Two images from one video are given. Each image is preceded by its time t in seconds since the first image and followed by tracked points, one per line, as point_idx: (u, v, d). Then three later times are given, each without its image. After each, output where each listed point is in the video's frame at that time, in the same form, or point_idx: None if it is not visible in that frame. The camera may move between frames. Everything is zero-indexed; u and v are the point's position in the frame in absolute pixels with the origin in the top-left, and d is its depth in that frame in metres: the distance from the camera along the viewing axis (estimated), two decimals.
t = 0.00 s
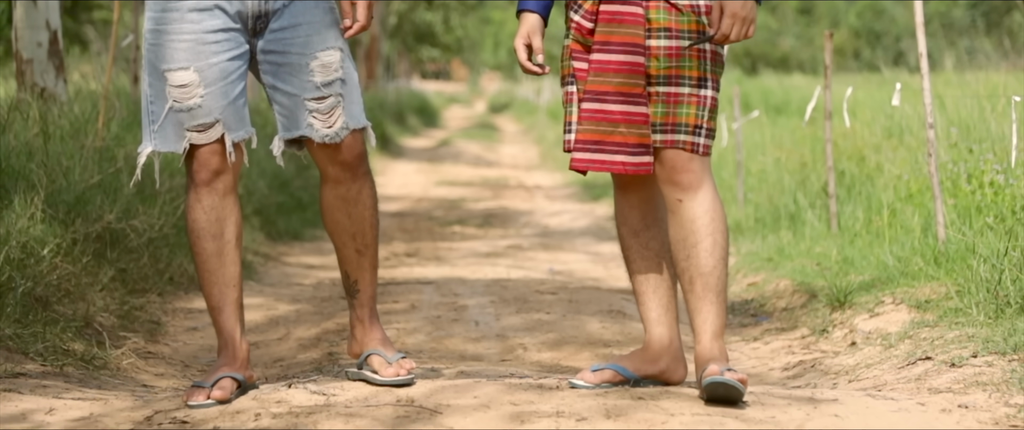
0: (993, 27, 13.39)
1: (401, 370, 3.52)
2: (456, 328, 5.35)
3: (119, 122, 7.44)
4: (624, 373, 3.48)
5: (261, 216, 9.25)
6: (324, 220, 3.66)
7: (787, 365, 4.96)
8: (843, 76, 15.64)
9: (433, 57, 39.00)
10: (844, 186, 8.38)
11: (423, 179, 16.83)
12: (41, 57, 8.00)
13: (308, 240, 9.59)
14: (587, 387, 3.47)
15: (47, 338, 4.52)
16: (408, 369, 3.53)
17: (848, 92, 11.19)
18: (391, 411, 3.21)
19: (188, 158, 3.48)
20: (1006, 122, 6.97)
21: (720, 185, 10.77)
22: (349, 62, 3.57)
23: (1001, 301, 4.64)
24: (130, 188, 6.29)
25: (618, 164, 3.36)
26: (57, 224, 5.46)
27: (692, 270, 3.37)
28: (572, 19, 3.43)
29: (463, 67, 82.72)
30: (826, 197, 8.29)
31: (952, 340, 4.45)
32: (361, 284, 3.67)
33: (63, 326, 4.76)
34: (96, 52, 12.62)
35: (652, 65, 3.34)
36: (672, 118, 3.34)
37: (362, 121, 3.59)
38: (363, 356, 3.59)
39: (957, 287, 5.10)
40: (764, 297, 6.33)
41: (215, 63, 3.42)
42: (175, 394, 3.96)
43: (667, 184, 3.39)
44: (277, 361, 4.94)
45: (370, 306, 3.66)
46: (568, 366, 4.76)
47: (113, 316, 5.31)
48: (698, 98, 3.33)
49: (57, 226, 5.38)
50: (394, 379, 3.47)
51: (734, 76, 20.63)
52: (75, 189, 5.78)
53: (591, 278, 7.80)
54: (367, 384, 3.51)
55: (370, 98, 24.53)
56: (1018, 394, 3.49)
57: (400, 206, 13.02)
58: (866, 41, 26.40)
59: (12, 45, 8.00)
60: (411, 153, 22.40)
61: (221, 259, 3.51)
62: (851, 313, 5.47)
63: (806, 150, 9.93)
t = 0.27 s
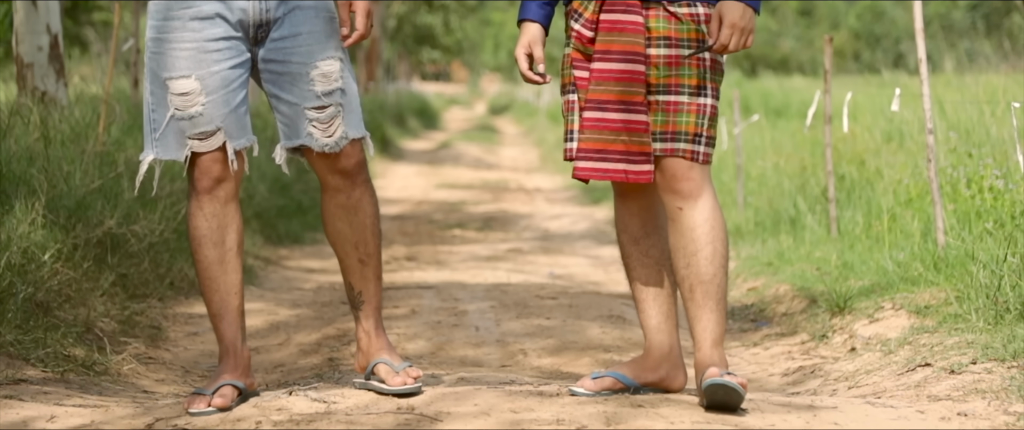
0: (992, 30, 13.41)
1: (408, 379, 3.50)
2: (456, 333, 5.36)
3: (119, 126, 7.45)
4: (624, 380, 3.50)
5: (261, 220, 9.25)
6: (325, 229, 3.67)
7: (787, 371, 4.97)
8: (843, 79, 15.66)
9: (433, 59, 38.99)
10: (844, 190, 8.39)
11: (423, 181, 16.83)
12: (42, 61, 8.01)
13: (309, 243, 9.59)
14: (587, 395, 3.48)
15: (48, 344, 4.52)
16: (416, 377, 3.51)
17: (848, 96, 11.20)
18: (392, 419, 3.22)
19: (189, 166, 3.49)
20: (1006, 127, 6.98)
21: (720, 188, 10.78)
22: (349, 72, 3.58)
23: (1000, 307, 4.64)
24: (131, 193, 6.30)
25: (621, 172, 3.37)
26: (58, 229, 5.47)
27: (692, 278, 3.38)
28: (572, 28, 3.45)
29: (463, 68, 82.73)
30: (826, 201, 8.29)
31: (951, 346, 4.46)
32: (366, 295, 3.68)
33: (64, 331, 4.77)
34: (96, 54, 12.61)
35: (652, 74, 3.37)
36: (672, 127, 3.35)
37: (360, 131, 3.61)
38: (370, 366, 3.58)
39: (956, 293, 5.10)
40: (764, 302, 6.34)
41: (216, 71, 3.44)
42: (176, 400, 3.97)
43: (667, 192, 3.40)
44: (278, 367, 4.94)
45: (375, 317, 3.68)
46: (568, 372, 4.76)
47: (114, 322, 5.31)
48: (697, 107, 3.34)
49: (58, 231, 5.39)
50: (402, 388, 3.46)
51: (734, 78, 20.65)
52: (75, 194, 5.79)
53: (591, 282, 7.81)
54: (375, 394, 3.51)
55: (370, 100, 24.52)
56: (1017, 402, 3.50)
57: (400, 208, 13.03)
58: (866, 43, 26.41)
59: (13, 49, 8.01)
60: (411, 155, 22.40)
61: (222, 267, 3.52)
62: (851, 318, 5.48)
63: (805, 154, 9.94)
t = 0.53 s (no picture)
0: (991, 32, 13.43)
1: (411, 384, 3.48)
2: (456, 338, 5.37)
3: (120, 130, 7.46)
4: (624, 387, 3.51)
5: (261, 223, 9.26)
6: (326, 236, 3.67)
7: (787, 376, 4.98)
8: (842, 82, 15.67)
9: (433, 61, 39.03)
10: (843, 193, 8.40)
11: (423, 184, 16.84)
12: (42, 65, 8.02)
13: (309, 247, 9.60)
14: (587, 401, 3.49)
15: (49, 349, 4.53)
16: (419, 382, 3.48)
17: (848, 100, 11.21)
18: (392, 426, 3.22)
19: (191, 173, 3.51)
20: (1005, 130, 6.98)
21: (720, 192, 10.79)
22: (349, 80, 3.60)
23: (1000, 312, 4.65)
24: (131, 197, 6.31)
25: (621, 179, 3.38)
26: (59, 234, 5.48)
27: (692, 285, 3.39)
28: (573, 35, 3.47)
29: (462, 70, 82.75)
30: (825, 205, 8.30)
31: (951, 352, 4.46)
32: (368, 304, 3.67)
33: (65, 336, 4.77)
34: (97, 57, 12.63)
35: (652, 81, 3.38)
36: (671, 134, 3.36)
37: (362, 139, 3.62)
38: (376, 373, 3.57)
39: (956, 298, 5.11)
40: (764, 306, 6.34)
41: (218, 78, 3.46)
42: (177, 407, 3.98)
43: (667, 199, 3.42)
44: (278, 372, 4.95)
45: (380, 325, 3.66)
46: (569, 377, 4.77)
47: (114, 327, 5.32)
48: (697, 114, 3.35)
49: (58, 236, 5.40)
50: (404, 392, 3.45)
51: (734, 80, 20.66)
52: (76, 199, 5.80)
53: (591, 285, 7.82)
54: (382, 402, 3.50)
55: (370, 102, 24.54)
56: (1016, 409, 3.51)
57: (401, 211, 13.04)
58: (866, 45, 26.43)
59: (14, 52, 8.03)
60: (411, 158, 22.42)
61: (223, 273, 3.54)
62: (851, 323, 5.49)
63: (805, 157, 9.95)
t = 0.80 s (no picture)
0: (991, 35, 13.44)
1: (412, 389, 3.49)
2: (457, 344, 5.37)
3: (120, 135, 7.47)
4: (624, 395, 3.55)
5: (261, 227, 9.27)
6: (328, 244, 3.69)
7: (787, 382, 4.99)
8: (842, 83, 15.67)
9: (434, 63, 39.04)
10: (843, 198, 8.41)
11: (423, 187, 16.84)
12: (43, 69, 8.03)
13: (310, 250, 9.61)
14: (587, 410, 3.51)
15: (51, 356, 4.55)
16: (420, 388, 3.49)
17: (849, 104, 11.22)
18: None
19: (194, 181, 3.53)
20: (1005, 135, 6.98)
21: (721, 195, 10.81)
22: (351, 89, 3.61)
23: (1000, 318, 4.66)
24: (133, 203, 6.31)
25: (621, 187, 3.40)
26: (60, 239, 5.49)
27: (692, 293, 3.40)
28: (573, 44, 3.49)
29: (462, 72, 82.79)
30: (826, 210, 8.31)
31: (951, 358, 4.48)
32: (371, 312, 3.68)
33: (66, 342, 4.78)
34: (98, 59, 12.64)
35: (652, 90, 3.40)
36: (670, 144, 3.38)
37: (363, 147, 3.63)
38: (376, 379, 3.57)
39: (955, 304, 5.11)
40: (764, 311, 6.35)
41: (220, 87, 3.48)
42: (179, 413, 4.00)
43: (667, 207, 3.43)
44: (279, 377, 4.96)
45: (383, 333, 3.67)
46: (569, 383, 4.78)
47: (115, 332, 5.33)
48: (696, 124, 3.36)
49: (60, 242, 5.41)
50: (406, 398, 3.46)
51: (734, 82, 20.67)
52: (77, 204, 5.81)
53: (591, 290, 7.83)
54: (383, 410, 3.50)
55: (371, 105, 24.53)
56: (1016, 416, 3.52)
57: (401, 215, 13.04)
58: (866, 46, 26.43)
59: (15, 57, 8.04)
60: (411, 160, 22.43)
61: (225, 281, 3.56)
62: (851, 328, 5.50)
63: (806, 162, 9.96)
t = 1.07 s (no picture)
0: (990, 38, 13.45)
1: (413, 397, 3.49)
2: (457, 349, 5.38)
3: (121, 140, 7.48)
4: (625, 402, 3.52)
5: (261, 231, 9.28)
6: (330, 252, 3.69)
7: (787, 387, 5.00)
8: (841, 86, 15.68)
9: (433, 65, 39.07)
10: (843, 202, 8.42)
11: (423, 190, 16.85)
12: (43, 73, 8.03)
13: (310, 254, 9.62)
14: (588, 417, 3.52)
15: (52, 362, 4.56)
16: (421, 395, 3.48)
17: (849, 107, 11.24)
18: None
19: (195, 189, 3.56)
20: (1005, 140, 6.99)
21: (721, 199, 10.82)
22: (354, 97, 3.63)
23: (999, 325, 4.66)
24: (133, 208, 6.32)
25: (620, 194, 3.41)
26: (61, 245, 5.50)
27: (693, 301, 3.40)
28: (572, 52, 3.52)
29: (462, 73, 82.81)
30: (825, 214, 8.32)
31: (950, 364, 4.48)
32: (373, 320, 3.69)
33: (67, 348, 4.79)
34: (98, 63, 12.65)
35: (651, 98, 3.42)
36: (670, 152, 3.39)
37: (367, 155, 3.65)
38: (377, 386, 3.56)
39: (955, 309, 5.12)
40: (764, 316, 6.36)
41: (221, 95, 3.50)
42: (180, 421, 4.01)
43: (668, 215, 3.43)
44: (279, 383, 4.96)
45: (384, 340, 3.67)
46: (569, 389, 4.79)
47: (116, 338, 5.34)
48: (697, 132, 3.38)
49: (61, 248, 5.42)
50: (406, 404, 3.44)
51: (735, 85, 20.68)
52: (78, 210, 5.82)
53: (591, 294, 7.84)
54: (383, 417, 3.50)
55: (370, 108, 24.53)
56: (1015, 424, 3.53)
57: (401, 218, 13.05)
58: (866, 48, 26.42)
59: (15, 61, 8.04)
60: (411, 163, 22.44)
61: (227, 290, 3.59)
62: (851, 334, 5.51)
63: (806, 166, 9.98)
